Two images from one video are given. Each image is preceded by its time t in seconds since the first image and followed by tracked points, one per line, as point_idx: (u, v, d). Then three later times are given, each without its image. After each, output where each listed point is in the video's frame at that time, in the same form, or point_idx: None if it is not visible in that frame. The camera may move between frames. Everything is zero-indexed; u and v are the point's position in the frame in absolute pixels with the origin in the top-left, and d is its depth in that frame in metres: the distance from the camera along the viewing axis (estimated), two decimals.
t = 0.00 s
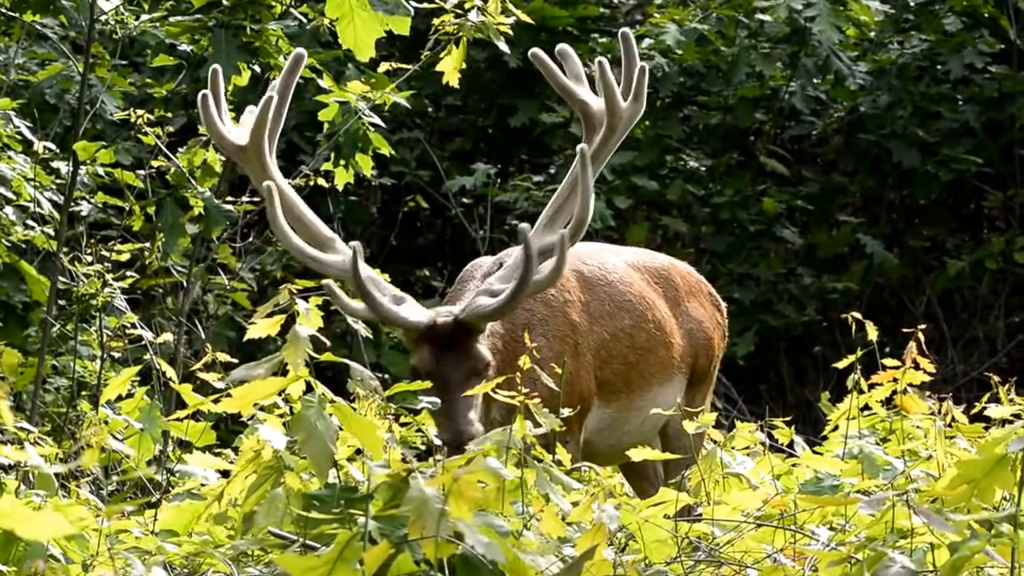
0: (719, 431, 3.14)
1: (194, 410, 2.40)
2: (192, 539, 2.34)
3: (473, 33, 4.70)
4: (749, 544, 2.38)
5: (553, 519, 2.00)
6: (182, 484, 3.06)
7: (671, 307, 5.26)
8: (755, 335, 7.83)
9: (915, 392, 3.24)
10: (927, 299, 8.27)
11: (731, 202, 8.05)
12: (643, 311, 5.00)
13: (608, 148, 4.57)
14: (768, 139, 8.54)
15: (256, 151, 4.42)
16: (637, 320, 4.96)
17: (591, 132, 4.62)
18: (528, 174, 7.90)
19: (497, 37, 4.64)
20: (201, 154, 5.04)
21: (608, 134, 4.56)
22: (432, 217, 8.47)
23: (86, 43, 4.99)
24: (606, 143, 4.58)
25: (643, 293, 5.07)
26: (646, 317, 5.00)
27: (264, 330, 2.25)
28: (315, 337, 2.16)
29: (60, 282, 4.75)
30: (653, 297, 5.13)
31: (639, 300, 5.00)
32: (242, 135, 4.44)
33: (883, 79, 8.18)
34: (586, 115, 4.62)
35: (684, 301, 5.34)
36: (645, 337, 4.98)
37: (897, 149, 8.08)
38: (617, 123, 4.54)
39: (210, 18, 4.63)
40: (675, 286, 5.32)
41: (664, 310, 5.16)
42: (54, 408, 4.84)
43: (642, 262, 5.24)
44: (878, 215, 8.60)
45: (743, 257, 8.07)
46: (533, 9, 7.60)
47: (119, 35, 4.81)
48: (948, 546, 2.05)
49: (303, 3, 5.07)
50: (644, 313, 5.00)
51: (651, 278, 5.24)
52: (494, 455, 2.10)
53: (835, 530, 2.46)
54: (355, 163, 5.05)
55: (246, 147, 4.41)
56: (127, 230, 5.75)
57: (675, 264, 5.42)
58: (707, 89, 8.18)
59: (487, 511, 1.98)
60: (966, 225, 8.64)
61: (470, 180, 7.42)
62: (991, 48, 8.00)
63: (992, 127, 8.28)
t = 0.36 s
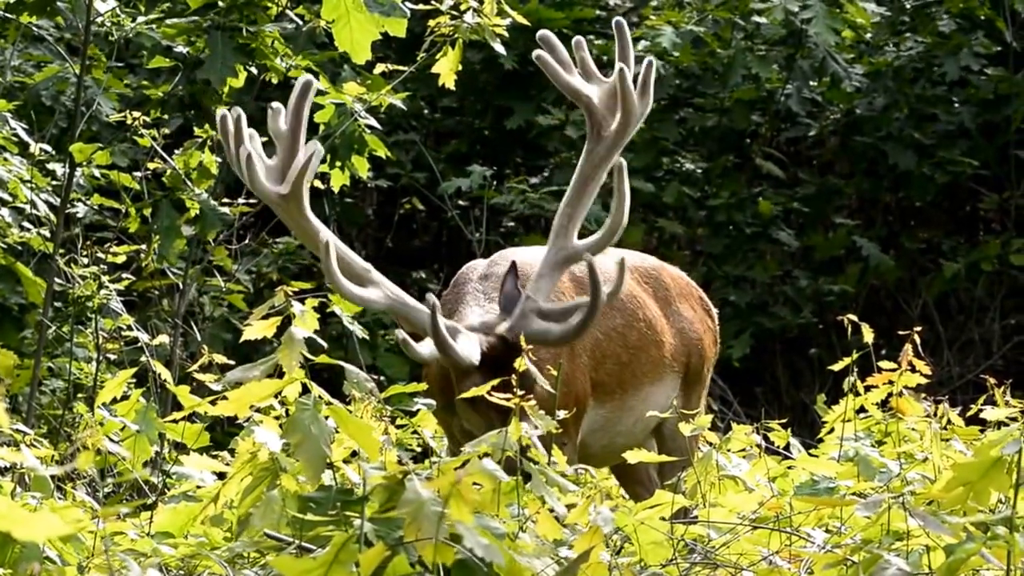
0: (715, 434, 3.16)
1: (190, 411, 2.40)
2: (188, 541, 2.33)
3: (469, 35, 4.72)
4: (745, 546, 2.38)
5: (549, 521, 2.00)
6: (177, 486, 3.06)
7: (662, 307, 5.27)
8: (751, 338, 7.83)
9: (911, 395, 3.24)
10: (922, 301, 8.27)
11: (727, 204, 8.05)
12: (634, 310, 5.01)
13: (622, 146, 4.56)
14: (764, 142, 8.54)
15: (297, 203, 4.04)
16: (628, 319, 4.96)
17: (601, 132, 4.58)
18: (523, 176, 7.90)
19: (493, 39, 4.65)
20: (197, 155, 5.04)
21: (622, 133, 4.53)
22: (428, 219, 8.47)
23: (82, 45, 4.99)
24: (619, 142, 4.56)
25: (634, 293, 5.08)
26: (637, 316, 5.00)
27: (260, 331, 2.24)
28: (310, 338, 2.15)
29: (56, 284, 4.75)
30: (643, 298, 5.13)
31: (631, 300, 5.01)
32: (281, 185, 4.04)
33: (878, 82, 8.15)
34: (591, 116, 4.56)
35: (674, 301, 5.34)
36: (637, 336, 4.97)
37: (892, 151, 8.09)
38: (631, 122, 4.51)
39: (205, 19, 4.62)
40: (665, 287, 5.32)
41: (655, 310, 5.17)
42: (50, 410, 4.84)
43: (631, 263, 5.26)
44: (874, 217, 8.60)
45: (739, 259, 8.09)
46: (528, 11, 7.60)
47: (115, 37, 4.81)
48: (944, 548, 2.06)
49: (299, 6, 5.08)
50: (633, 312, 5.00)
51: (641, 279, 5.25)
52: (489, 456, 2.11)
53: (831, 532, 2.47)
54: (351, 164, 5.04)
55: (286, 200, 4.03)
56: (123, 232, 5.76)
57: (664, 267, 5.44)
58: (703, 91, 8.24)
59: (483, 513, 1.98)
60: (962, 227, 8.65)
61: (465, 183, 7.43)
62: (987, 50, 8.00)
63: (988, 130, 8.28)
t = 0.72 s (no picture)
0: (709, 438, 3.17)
1: (184, 416, 2.39)
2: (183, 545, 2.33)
3: (464, 38, 4.71)
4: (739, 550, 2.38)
5: (543, 525, 2.03)
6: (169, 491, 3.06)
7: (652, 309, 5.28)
8: (745, 342, 7.84)
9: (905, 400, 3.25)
10: (917, 305, 8.28)
11: (722, 208, 8.06)
12: (625, 312, 5.02)
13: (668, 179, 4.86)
14: (758, 146, 8.55)
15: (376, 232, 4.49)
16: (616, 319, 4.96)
17: (650, 162, 4.88)
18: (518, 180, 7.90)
19: (488, 43, 4.65)
20: (190, 159, 5.02)
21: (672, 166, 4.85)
22: (422, 223, 8.46)
23: (76, 48, 4.99)
24: (665, 174, 4.87)
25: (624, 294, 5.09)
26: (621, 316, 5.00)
27: (255, 335, 2.24)
28: (305, 342, 2.15)
29: (50, 287, 4.74)
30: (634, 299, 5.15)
31: (621, 301, 5.03)
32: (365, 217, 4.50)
33: (872, 86, 8.23)
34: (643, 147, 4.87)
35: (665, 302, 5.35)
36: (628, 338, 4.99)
37: (887, 155, 8.09)
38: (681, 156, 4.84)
39: (200, 23, 4.62)
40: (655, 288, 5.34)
41: (645, 310, 5.18)
42: (44, 414, 4.84)
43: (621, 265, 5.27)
44: (868, 221, 8.61)
45: (733, 264, 8.08)
46: (523, 15, 7.61)
47: (109, 41, 4.81)
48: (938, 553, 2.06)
49: (294, 9, 5.08)
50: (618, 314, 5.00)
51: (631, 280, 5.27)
52: (483, 460, 2.11)
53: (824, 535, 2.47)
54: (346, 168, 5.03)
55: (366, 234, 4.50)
56: (116, 236, 5.76)
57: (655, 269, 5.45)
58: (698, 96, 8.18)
59: (477, 517, 1.99)
60: (956, 231, 8.66)
61: (460, 186, 7.44)
62: (981, 53, 8.02)
63: (982, 133, 8.29)
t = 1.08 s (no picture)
0: (701, 444, 3.18)
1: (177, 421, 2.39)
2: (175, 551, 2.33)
3: (457, 44, 4.72)
4: (731, 556, 2.38)
5: (535, 531, 2.01)
6: (163, 495, 3.06)
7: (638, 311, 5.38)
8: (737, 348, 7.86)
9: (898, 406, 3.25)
10: (909, 311, 8.29)
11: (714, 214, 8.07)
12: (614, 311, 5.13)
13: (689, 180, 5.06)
14: (750, 151, 8.57)
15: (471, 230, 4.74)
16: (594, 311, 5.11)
17: (671, 165, 5.08)
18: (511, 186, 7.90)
19: (481, 49, 4.65)
20: (183, 165, 5.05)
21: (693, 167, 5.05)
22: (415, 228, 8.46)
23: (68, 54, 4.99)
24: (687, 176, 5.06)
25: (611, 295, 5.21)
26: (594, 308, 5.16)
27: (247, 341, 2.24)
28: (300, 348, 2.16)
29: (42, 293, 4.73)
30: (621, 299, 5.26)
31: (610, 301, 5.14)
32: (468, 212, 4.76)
33: (865, 91, 8.22)
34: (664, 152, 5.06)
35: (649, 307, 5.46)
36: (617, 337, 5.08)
37: (879, 161, 8.10)
38: (702, 160, 5.06)
39: (193, 29, 4.62)
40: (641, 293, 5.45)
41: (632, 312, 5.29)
42: (36, 419, 4.83)
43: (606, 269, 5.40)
44: (860, 227, 8.62)
45: (725, 269, 8.06)
46: (516, 20, 7.63)
47: (101, 46, 4.81)
48: (930, 558, 2.07)
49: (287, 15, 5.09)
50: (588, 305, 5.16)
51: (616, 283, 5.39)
52: (475, 465, 2.11)
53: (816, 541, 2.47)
54: (339, 174, 5.03)
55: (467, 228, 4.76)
56: (108, 241, 5.76)
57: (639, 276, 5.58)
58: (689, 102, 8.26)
59: (469, 523, 1.99)
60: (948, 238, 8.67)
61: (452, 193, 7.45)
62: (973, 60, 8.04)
63: (975, 139, 8.31)
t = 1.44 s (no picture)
0: (692, 451, 3.18)
1: (168, 427, 2.39)
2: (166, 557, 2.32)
3: (447, 50, 4.72)
4: (721, 562, 2.38)
5: (526, 537, 2.01)
6: (151, 502, 3.05)
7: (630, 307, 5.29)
8: (728, 354, 7.87)
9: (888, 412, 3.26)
10: (899, 318, 8.30)
11: (705, 220, 8.07)
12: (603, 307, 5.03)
13: (650, 111, 4.80)
14: (741, 158, 8.58)
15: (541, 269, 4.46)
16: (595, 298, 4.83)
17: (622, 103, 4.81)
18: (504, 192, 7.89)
19: (471, 54, 4.65)
20: (174, 171, 5.11)
21: (650, 96, 4.79)
22: (405, 234, 8.45)
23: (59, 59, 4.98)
24: (648, 107, 4.80)
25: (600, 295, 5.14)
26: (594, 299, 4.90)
27: (239, 346, 2.24)
28: (291, 354, 2.15)
29: (32, 299, 4.72)
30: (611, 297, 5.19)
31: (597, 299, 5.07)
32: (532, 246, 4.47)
33: (856, 98, 8.23)
34: (616, 90, 4.80)
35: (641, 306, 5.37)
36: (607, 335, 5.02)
37: (870, 167, 8.10)
38: (658, 86, 4.80)
39: (184, 35, 4.61)
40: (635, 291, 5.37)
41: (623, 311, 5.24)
42: (26, 426, 4.83)
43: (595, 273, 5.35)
44: (851, 233, 8.62)
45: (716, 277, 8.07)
46: (506, 26, 7.64)
47: (93, 52, 4.81)
48: (921, 566, 2.07)
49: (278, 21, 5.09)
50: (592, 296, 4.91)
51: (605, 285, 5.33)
52: (466, 471, 2.11)
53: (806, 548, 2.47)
54: (329, 180, 5.03)
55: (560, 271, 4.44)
56: (99, 247, 5.76)
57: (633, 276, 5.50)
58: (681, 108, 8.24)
59: (459, 530, 1.99)
60: (939, 244, 8.70)
61: (443, 199, 7.46)
62: (964, 67, 8.06)
63: (965, 146, 8.33)
